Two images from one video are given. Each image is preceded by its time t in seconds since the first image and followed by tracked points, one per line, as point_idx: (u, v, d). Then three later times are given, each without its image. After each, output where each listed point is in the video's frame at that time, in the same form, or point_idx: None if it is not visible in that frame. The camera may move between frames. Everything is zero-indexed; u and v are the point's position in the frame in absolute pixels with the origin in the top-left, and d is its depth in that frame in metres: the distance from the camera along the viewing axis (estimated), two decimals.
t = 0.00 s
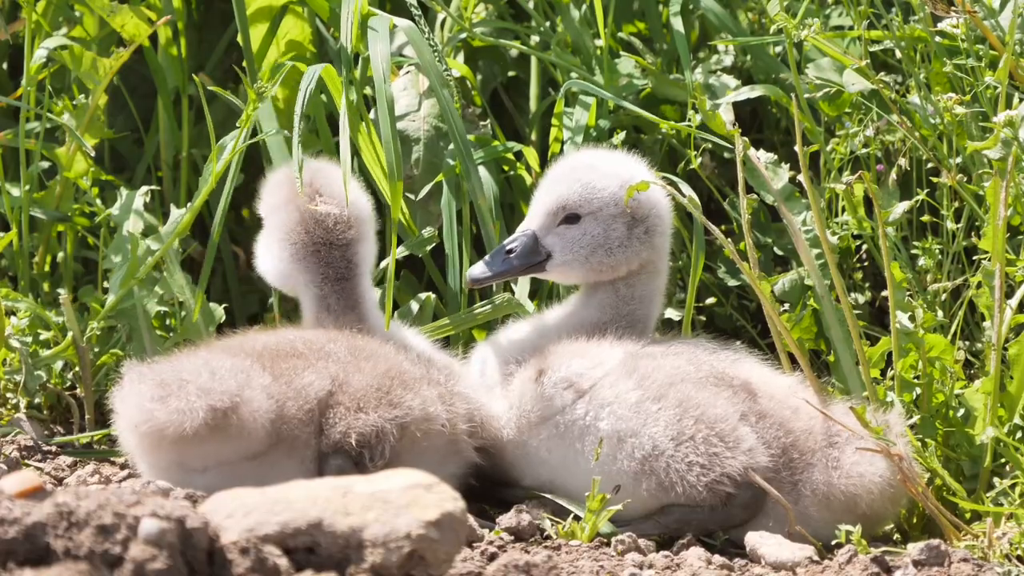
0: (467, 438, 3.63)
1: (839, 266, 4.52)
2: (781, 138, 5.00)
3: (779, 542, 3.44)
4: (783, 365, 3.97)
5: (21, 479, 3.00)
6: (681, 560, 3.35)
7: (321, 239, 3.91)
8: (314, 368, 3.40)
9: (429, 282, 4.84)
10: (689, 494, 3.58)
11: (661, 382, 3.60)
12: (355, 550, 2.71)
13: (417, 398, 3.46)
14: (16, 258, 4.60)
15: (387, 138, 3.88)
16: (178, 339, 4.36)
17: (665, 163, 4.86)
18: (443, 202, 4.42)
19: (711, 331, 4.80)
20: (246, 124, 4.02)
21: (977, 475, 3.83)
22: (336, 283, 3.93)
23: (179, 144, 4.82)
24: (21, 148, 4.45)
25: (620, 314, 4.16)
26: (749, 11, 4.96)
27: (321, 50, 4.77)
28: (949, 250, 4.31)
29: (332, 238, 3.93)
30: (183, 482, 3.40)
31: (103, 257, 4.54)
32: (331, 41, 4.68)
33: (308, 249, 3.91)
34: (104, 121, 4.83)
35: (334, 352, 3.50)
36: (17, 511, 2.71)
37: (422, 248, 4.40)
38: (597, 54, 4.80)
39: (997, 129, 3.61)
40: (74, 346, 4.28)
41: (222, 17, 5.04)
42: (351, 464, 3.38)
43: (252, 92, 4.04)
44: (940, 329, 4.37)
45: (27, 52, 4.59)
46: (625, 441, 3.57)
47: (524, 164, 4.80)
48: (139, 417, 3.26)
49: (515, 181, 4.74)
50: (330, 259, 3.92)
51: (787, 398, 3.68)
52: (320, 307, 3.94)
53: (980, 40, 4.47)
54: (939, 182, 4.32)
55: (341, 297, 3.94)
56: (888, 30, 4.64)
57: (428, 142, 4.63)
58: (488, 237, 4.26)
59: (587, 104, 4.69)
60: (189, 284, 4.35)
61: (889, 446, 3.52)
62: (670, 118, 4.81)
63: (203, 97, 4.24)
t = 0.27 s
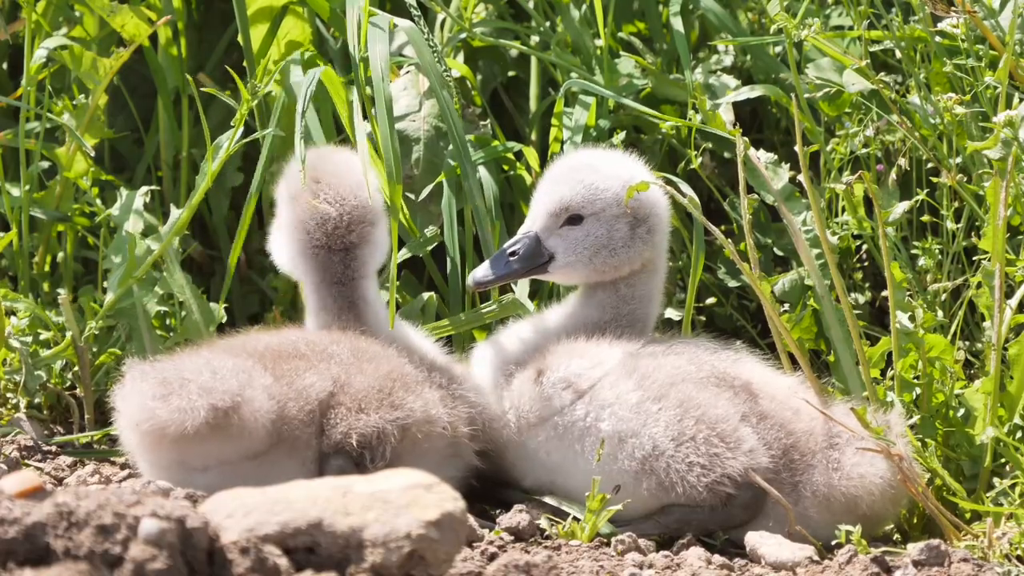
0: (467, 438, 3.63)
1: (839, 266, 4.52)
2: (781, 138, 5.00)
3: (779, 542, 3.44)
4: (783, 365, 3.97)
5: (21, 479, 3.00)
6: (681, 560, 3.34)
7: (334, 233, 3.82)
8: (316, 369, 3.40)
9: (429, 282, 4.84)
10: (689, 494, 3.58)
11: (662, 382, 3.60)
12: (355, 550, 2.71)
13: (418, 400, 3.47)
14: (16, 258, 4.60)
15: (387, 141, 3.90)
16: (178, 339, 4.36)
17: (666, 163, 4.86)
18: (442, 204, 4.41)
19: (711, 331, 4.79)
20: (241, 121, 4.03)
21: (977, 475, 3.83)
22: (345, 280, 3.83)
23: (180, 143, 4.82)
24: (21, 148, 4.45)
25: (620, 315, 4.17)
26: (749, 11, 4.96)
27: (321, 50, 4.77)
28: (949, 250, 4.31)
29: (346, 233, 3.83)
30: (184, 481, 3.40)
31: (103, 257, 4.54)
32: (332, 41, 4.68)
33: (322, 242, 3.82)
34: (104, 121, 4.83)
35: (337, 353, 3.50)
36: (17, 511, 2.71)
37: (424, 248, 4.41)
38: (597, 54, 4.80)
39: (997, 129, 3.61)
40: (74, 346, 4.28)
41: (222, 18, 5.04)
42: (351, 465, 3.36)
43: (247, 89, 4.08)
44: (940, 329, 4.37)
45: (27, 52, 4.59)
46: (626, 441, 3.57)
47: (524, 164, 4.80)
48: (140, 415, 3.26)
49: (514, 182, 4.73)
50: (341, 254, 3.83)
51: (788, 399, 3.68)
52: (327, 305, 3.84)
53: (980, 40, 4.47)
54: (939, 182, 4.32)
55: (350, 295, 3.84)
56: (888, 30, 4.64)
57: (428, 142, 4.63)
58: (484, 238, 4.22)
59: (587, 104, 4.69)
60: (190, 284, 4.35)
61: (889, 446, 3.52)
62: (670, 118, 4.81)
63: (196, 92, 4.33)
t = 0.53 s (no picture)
0: (467, 438, 3.63)
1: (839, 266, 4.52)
2: (781, 138, 5.00)
3: (779, 542, 3.44)
4: (783, 364, 3.97)
5: (21, 479, 3.00)
6: (681, 560, 3.35)
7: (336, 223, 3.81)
8: (317, 371, 3.40)
9: (429, 282, 4.84)
10: (689, 494, 3.58)
11: (662, 382, 3.60)
12: (355, 550, 2.71)
13: (419, 401, 3.48)
14: (16, 258, 4.60)
15: (387, 141, 3.87)
16: (178, 339, 4.36)
17: (666, 163, 4.86)
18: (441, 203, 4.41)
19: (711, 331, 4.79)
20: (239, 120, 4.03)
21: (977, 475, 3.83)
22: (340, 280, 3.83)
23: (180, 144, 4.82)
24: (21, 148, 4.45)
25: (621, 314, 4.17)
26: (749, 11, 4.96)
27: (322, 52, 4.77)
28: (949, 250, 4.31)
29: (348, 226, 3.81)
30: (183, 482, 3.40)
31: (103, 257, 4.54)
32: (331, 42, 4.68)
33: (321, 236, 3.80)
34: (105, 121, 4.83)
35: (339, 355, 3.50)
36: (17, 511, 2.71)
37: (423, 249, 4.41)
38: (597, 54, 4.80)
39: (997, 129, 3.61)
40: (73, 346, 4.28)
41: (222, 17, 5.04)
42: (352, 465, 3.37)
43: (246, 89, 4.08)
44: (940, 329, 4.37)
45: (27, 52, 4.59)
46: (626, 441, 3.57)
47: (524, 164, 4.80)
48: (141, 416, 3.26)
49: (514, 181, 4.74)
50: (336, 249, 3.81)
51: (789, 400, 3.68)
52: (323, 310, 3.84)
53: (980, 40, 4.47)
54: (939, 182, 4.32)
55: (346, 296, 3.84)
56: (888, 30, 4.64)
57: (428, 141, 4.63)
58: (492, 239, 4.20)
59: (587, 103, 4.69)
60: (190, 284, 4.34)
61: (889, 446, 3.52)
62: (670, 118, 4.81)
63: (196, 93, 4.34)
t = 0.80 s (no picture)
0: (467, 438, 3.63)
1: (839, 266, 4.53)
2: (781, 137, 5.00)
3: (779, 542, 3.44)
4: (783, 364, 3.97)
5: (21, 479, 3.00)
6: (681, 560, 3.35)
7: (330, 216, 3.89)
8: (318, 370, 3.40)
9: (429, 282, 4.84)
10: (689, 494, 3.58)
11: (662, 381, 3.60)
12: (355, 550, 2.71)
13: (419, 400, 3.47)
14: (16, 257, 4.60)
15: (389, 138, 3.85)
16: (178, 339, 4.36)
17: (666, 163, 4.86)
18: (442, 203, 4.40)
19: (711, 331, 4.79)
20: (236, 121, 4.06)
21: (977, 475, 3.83)
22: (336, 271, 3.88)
23: (180, 144, 4.82)
24: (21, 148, 4.45)
25: (624, 318, 4.16)
26: (749, 11, 4.96)
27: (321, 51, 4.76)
28: (949, 250, 4.31)
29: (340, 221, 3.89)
30: (184, 482, 3.41)
31: (103, 256, 4.54)
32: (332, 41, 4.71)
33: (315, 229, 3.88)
34: (105, 121, 4.83)
35: (339, 355, 3.50)
36: (17, 511, 2.71)
37: (426, 247, 4.44)
38: (597, 54, 4.80)
39: (997, 129, 3.61)
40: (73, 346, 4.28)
41: (222, 17, 5.04)
42: (352, 465, 3.36)
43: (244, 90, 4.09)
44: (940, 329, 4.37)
45: (27, 52, 4.59)
46: (626, 441, 3.57)
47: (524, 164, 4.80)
48: (142, 416, 3.28)
49: (514, 181, 4.73)
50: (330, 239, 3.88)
51: (788, 398, 3.68)
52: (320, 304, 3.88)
53: (980, 40, 4.47)
54: (939, 182, 4.32)
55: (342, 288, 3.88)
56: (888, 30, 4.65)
57: (428, 141, 4.63)
58: (493, 239, 4.19)
59: (587, 104, 4.69)
60: (190, 284, 4.34)
61: (889, 446, 3.52)
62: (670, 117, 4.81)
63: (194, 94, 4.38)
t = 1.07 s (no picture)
0: (467, 438, 3.63)
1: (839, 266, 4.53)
2: (781, 138, 5.00)
3: (779, 542, 3.45)
4: (783, 362, 3.96)
5: (21, 479, 3.00)
6: (681, 560, 3.34)
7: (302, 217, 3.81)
8: (314, 368, 3.40)
9: (428, 282, 4.84)
10: (689, 494, 3.58)
11: (662, 381, 3.60)
12: (355, 550, 2.71)
13: (417, 399, 3.48)
14: (16, 257, 4.60)
15: (387, 139, 3.88)
16: (178, 339, 4.36)
17: (666, 163, 4.86)
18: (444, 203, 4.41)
19: (711, 331, 4.79)
20: (236, 118, 4.05)
21: (977, 475, 3.83)
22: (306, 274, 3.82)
23: (180, 144, 4.82)
24: (21, 148, 4.45)
25: (627, 321, 4.16)
26: (749, 11, 4.96)
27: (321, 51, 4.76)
28: (950, 250, 4.31)
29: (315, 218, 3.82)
30: (181, 480, 3.40)
31: (103, 256, 4.54)
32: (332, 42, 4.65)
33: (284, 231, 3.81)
34: (105, 121, 4.83)
35: (335, 353, 3.50)
36: (17, 511, 2.71)
37: (424, 247, 4.43)
38: (597, 54, 4.80)
39: (997, 129, 3.61)
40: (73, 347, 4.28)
41: (222, 18, 5.04)
42: (351, 465, 3.37)
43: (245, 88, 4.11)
44: (940, 329, 4.37)
45: (27, 52, 4.59)
46: (625, 441, 3.57)
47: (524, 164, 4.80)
48: (135, 410, 3.27)
49: (515, 181, 4.73)
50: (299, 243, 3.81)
51: (788, 397, 3.68)
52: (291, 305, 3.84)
53: (980, 40, 4.47)
54: (939, 182, 4.32)
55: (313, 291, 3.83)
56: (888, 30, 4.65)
57: (428, 142, 4.63)
58: (488, 238, 4.19)
59: (587, 103, 4.69)
60: (190, 284, 4.34)
61: (889, 446, 3.52)
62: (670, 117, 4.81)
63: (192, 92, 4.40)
